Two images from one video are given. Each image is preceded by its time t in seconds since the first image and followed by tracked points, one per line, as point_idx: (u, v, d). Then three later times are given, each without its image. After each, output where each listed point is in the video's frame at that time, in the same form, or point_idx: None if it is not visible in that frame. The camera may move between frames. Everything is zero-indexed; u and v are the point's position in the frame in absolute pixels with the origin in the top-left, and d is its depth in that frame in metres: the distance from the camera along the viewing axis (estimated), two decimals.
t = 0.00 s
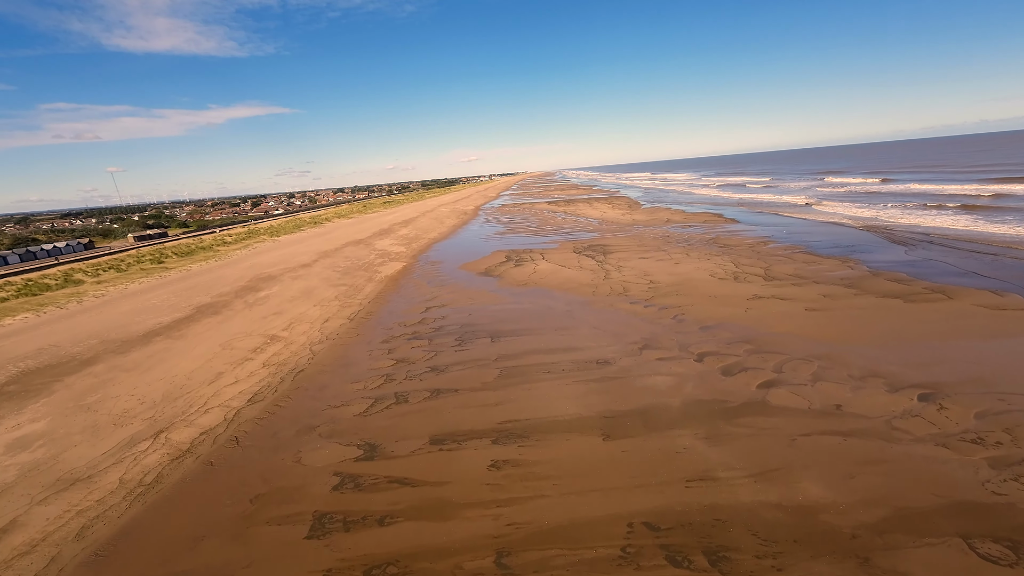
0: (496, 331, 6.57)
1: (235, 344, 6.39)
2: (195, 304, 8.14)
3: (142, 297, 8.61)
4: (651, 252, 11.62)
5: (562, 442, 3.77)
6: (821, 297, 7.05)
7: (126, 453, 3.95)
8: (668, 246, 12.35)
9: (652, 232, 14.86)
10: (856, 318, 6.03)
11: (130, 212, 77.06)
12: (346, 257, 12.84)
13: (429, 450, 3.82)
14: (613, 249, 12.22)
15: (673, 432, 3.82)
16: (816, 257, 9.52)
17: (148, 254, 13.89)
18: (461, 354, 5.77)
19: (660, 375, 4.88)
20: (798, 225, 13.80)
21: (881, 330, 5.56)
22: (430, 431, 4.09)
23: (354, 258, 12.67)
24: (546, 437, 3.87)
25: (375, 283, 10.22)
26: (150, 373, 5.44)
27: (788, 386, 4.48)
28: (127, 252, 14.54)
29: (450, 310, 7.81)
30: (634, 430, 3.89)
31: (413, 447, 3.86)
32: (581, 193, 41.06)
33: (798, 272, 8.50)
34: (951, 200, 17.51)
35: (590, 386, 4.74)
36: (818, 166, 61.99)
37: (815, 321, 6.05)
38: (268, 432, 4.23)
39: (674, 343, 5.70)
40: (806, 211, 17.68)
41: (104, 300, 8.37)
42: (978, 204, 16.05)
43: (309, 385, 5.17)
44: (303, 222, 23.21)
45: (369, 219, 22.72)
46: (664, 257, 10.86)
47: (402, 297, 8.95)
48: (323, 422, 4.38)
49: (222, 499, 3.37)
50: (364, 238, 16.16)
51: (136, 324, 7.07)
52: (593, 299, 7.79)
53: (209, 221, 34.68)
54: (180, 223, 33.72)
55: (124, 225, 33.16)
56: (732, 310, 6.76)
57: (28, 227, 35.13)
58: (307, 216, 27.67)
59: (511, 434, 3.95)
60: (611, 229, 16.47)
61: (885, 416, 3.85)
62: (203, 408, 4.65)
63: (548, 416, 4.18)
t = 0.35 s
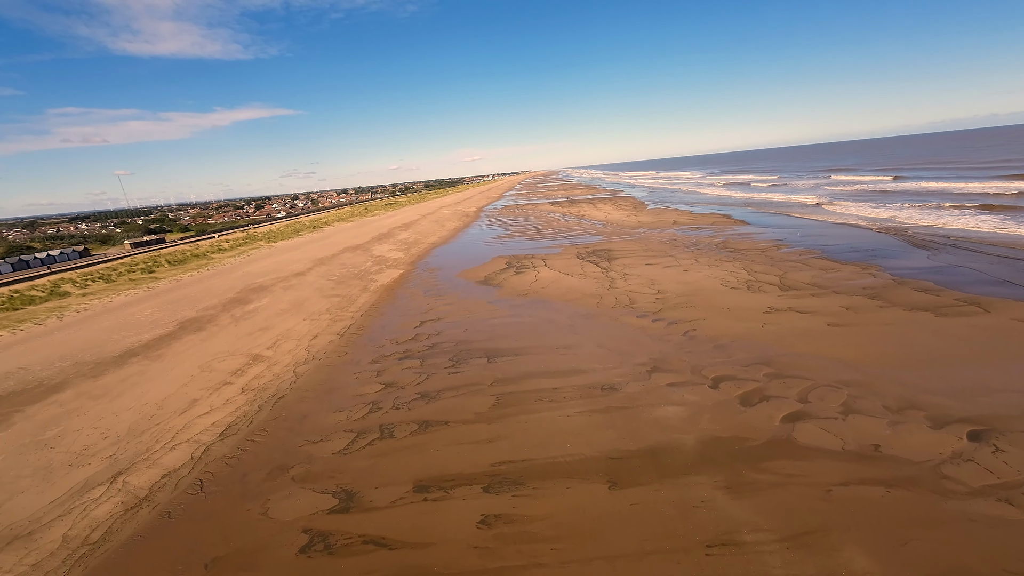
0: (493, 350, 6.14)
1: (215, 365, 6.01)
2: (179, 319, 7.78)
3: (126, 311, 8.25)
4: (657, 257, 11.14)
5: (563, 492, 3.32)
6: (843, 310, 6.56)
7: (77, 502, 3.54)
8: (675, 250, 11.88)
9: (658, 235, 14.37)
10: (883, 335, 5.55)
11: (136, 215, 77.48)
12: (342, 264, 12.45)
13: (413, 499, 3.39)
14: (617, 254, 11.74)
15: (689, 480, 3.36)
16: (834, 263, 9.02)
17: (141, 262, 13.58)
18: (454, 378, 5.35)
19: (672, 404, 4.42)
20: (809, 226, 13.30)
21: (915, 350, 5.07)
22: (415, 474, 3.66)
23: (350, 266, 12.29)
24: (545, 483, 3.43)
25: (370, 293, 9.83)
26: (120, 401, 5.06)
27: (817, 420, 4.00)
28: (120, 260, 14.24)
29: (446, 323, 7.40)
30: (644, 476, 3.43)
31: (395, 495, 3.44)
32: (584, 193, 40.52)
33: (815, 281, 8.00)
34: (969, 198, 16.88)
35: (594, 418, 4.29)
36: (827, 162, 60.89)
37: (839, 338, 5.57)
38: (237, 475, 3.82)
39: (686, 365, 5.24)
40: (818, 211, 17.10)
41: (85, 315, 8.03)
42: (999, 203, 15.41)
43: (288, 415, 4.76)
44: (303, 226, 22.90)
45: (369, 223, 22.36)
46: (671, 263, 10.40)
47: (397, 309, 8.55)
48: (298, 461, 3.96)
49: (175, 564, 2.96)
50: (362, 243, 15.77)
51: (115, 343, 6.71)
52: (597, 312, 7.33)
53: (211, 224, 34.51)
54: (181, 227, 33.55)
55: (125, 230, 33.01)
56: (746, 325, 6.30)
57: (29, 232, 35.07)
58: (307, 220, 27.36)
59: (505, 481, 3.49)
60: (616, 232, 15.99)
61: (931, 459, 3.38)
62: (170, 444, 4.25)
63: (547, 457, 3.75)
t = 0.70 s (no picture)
0: (486, 374, 5.68)
1: (186, 389, 5.58)
2: (157, 334, 7.36)
3: (102, 324, 7.83)
4: (662, 267, 10.67)
5: (559, 565, 2.86)
6: (865, 332, 6.08)
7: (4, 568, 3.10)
8: (681, 259, 11.39)
9: (663, 242, 13.89)
10: (913, 364, 5.07)
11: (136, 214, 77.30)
12: (335, 272, 12.00)
13: (385, 570, 2.93)
14: (621, 263, 11.26)
15: (706, 552, 2.89)
16: (850, 276, 8.54)
17: (129, 267, 13.18)
18: (442, 410, 4.90)
19: (682, 448, 3.95)
20: (821, 234, 12.78)
21: (951, 382, 4.58)
22: (391, 536, 3.21)
23: (343, 273, 11.87)
24: (538, 553, 2.97)
25: (361, 304, 9.39)
26: (77, 434, 4.62)
27: (848, 471, 3.53)
28: (108, 264, 13.84)
29: (438, 341, 6.94)
30: (653, 545, 2.97)
31: (366, 564, 2.98)
32: (587, 194, 40.01)
33: (832, 297, 7.51)
34: (986, 204, 16.32)
35: (596, 464, 3.82)
36: (833, 164, 60.17)
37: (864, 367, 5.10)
38: (190, 533, 3.37)
39: (697, 397, 4.76)
40: (828, 216, 16.56)
41: (59, 329, 7.61)
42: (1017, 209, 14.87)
43: (257, 454, 4.31)
44: (299, 229, 22.49)
45: (367, 226, 21.91)
46: (678, 274, 9.91)
47: (389, 323, 8.11)
48: (261, 515, 3.51)
49: None
50: (358, 249, 15.34)
51: (83, 362, 6.29)
52: (599, 331, 6.87)
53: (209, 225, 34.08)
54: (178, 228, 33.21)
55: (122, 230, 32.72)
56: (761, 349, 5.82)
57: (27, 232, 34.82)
58: (305, 221, 26.98)
59: (493, 548, 3.03)
60: (619, 237, 15.51)
61: (988, 529, 2.90)
62: (121, 490, 3.81)
63: (541, 516, 3.28)
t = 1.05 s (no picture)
0: (462, 410, 5.19)
1: (126, 414, 5.00)
2: (107, 343, 6.74)
3: (49, 328, 7.19)
4: (656, 286, 10.28)
5: None
6: (870, 376, 5.69)
7: None
8: (675, 279, 10.99)
9: (657, 257, 13.53)
10: (924, 420, 4.68)
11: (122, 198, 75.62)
12: (314, 276, 11.39)
13: None
14: (613, 280, 10.83)
15: None
16: (850, 309, 8.20)
17: (95, 261, 12.43)
18: (409, 453, 4.39)
19: (674, 516, 3.51)
20: (818, 257, 12.47)
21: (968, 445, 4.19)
22: None
23: (322, 278, 11.29)
24: None
25: (337, 314, 8.83)
26: None
27: (861, 558, 3.10)
28: (73, 256, 13.06)
29: (413, 365, 6.42)
30: None
31: None
32: (582, 200, 39.69)
33: (833, 332, 7.14)
34: (981, 232, 16.20)
35: (575, 535, 3.34)
36: (826, 181, 60.63)
37: (871, 421, 4.69)
38: None
39: (691, 450, 4.32)
40: (824, 237, 16.32)
41: None
42: (1013, 239, 14.78)
43: (191, 504, 3.76)
44: (284, 224, 21.77)
45: (354, 224, 21.28)
46: (671, 295, 9.50)
47: (364, 338, 7.58)
48: None
49: None
50: (341, 250, 14.71)
51: (16, 375, 5.67)
52: (587, 360, 6.41)
53: (193, 215, 33.03)
54: (160, 217, 32.15)
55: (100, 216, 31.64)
56: (760, 391, 5.40)
57: None
58: (292, 216, 26.22)
59: None
60: (612, 249, 15.12)
61: None
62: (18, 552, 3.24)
63: None
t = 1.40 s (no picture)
0: (429, 455, 4.66)
1: (43, 450, 4.37)
2: (40, 358, 6.06)
3: None
4: (646, 308, 9.87)
5: None
6: (872, 426, 5.32)
7: None
8: (665, 299, 10.62)
9: (647, 274, 13.16)
10: (932, 485, 4.31)
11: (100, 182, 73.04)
12: (286, 282, 10.72)
13: None
14: (602, 299, 10.39)
15: None
16: (846, 344, 7.88)
17: (50, 255, 11.57)
18: (363, 512, 3.85)
19: None
20: (811, 282, 12.21)
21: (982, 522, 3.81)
22: None
23: (295, 284, 10.65)
24: None
25: (306, 328, 8.23)
26: None
27: None
28: (27, 248, 12.16)
29: (381, 394, 5.88)
30: None
31: None
32: (574, 206, 39.35)
33: (829, 370, 6.79)
34: (970, 260, 16.17)
35: None
36: (816, 198, 61.28)
37: (876, 485, 4.30)
38: None
39: (682, 518, 3.86)
40: (816, 258, 16.14)
41: None
42: (1001, 269, 14.76)
43: None
44: (265, 220, 20.94)
45: (338, 224, 20.56)
46: (662, 319, 9.10)
47: (332, 359, 7.00)
48: None
49: None
50: (320, 253, 14.03)
51: None
52: (571, 396, 5.93)
53: (172, 205, 31.82)
54: (135, 206, 30.86)
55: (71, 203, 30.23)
56: (756, 442, 4.98)
57: None
58: (274, 211, 25.33)
59: None
60: (602, 263, 14.73)
61: None
62: None
63: None
